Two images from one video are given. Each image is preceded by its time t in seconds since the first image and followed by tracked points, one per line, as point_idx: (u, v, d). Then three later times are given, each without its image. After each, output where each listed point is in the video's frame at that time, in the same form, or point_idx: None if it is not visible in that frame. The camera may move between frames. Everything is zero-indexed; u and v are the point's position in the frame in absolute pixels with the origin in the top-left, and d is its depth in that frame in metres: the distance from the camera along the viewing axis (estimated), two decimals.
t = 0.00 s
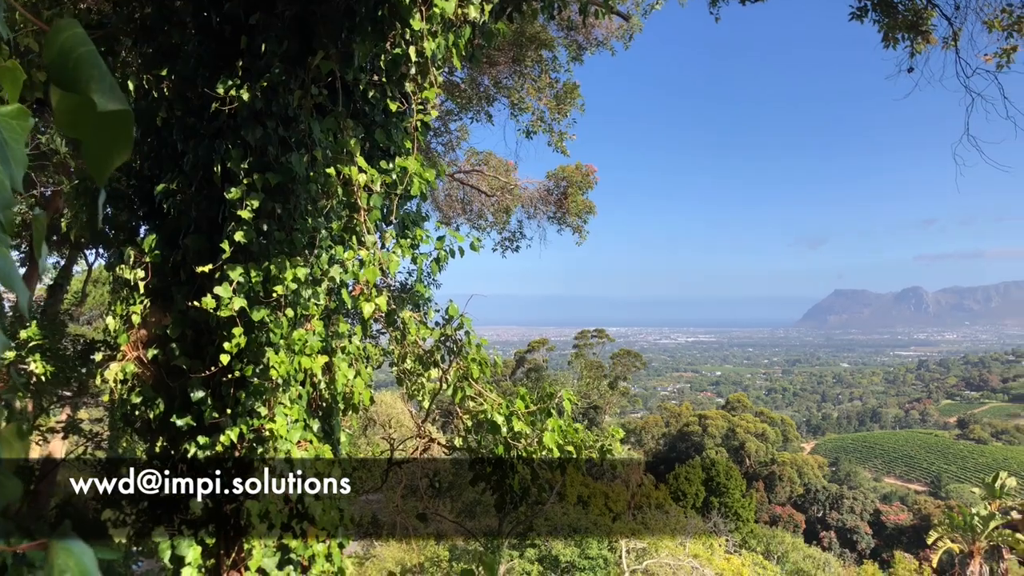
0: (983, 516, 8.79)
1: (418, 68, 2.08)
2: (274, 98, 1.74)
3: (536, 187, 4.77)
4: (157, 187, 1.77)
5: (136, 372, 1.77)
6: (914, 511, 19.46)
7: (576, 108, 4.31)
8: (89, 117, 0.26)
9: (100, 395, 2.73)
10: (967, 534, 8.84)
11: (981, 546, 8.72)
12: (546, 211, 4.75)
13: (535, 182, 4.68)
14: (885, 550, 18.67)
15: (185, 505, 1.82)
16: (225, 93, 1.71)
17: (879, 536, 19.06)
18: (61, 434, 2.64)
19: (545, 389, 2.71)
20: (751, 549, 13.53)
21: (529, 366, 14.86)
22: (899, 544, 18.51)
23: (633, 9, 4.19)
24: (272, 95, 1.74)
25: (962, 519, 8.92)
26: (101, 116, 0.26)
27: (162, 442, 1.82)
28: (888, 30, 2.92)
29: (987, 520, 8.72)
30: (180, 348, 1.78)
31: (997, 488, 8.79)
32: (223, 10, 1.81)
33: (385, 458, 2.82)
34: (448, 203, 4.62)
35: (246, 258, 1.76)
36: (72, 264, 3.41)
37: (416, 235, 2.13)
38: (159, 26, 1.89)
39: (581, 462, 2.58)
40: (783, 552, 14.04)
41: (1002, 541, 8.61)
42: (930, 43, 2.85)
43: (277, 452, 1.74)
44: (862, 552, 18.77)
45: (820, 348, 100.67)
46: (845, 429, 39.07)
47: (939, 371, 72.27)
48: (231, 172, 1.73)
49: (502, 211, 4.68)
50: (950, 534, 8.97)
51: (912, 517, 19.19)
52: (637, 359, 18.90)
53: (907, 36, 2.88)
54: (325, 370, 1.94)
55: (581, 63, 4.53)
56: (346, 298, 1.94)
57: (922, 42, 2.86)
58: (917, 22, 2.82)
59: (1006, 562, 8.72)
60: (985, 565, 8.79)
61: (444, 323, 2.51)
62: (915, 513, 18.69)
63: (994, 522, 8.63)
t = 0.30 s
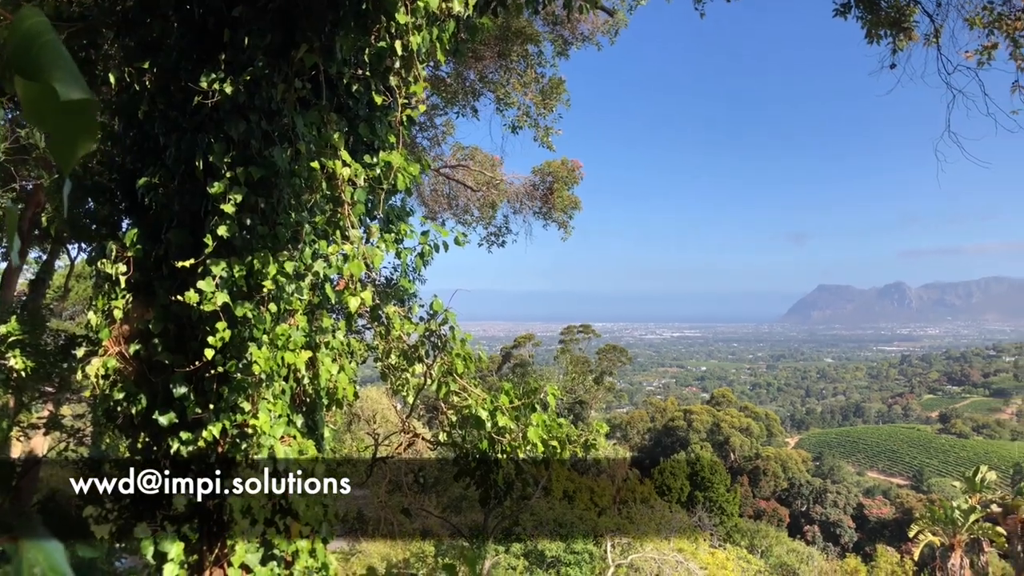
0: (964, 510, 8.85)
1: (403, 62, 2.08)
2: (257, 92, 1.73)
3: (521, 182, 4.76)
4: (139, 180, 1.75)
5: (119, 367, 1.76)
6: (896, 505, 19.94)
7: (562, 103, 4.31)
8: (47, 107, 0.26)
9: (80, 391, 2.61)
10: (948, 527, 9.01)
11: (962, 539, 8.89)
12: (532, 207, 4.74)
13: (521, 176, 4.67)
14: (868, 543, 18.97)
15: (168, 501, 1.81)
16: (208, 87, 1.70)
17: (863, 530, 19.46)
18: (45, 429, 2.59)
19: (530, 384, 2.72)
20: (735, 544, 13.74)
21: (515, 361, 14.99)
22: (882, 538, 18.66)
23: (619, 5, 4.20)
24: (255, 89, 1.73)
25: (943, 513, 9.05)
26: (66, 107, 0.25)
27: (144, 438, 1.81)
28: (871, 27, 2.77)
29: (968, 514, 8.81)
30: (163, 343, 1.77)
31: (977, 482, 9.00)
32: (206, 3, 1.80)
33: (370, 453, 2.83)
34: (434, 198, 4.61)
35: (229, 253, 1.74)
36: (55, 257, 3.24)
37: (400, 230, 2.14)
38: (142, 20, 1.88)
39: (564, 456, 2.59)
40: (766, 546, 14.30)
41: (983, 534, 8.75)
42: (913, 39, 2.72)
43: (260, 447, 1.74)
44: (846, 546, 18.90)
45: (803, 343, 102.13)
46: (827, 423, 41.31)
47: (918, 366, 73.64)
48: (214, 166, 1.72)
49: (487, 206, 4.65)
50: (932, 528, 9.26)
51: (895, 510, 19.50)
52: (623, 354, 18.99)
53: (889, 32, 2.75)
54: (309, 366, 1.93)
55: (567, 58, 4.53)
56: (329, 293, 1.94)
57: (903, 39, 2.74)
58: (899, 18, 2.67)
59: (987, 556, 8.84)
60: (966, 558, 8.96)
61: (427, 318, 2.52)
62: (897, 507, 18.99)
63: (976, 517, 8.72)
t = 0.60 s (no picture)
0: (947, 503, 8.84)
1: (388, 56, 2.08)
2: (241, 86, 1.72)
3: (509, 178, 4.76)
4: (123, 175, 1.73)
5: (102, 363, 1.73)
6: (880, 500, 20.41)
7: (550, 99, 4.31)
8: (14, 91, 0.25)
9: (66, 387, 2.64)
10: (931, 521, 8.91)
11: (945, 533, 8.82)
12: (520, 203, 4.75)
13: (508, 172, 4.68)
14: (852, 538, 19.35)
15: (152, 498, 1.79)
16: (191, 81, 1.68)
17: (848, 525, 19.84)
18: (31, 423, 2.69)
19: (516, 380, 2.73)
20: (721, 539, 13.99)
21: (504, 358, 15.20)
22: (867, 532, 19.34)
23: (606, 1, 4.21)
24: (240, 83, 1.72)
25: (927, 507, 8.98)
26: (29, 91, 0.25)
27: (128, 434, 1.79)
28: (858, 24, 2.59)
29: (951, 507, 8.81)
30: (147, 339, 1.75)
31: (958, 475, 9.07)
32: None
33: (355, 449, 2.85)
34: (421, 193, 4.60)
35: (214, 248, 1.72)
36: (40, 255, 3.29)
37: (386, 225, 2.14)
38: (126, 13, 1.86)
39: (549, 451, 2.60)
40: (753, 541, 14.56)
41: (965, 528, 8.76)
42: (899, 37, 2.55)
43: (245, 442, 1.73)
44: (829, 540, 19.29)
45: (787, 339, 103.40)
46: (812, 419, 42.93)
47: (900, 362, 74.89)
48: (198, 161, 1.70)
49: (475, 202, 4.66)
50: (915, 522, 9.10)
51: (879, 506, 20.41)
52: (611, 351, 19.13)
53: (876, 29, 2.56)
54: (294, 361, 1.93)
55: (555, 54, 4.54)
56: (315, 288, 1.94)
57: (890, 37, 2.55)
58: (886, 15, 2.50)
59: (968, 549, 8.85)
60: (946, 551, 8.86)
61: (414, 314, 2.52)
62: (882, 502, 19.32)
63: (958, 510, 8.69)
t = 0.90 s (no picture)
0: (927, 497, 8.78)
1: (369, 51, 2.08)
2: (221, 81, 1.72)
3: (493, 175, 4.77)
4: (102, 169, 1.72)
5: (81, 359, 1.72)
6: (862, 494, 20.72)
7: (534, 96, 4.32)
8: None
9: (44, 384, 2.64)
10: (912, 514, 8.83)
11: (926, 527, 8.71)
12: (504, 199, 4.76)
13: (492, 169, 4.68)
14: (835, 532, 19.62)
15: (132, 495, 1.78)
16: (171, 75, 1.67)
17: (831, 520, 20.06)
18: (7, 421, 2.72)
19: (499, 375, 2.74)
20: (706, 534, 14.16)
21: (489, 354, 15.27)
22: (849, 527, 19.55)
23: None
24: (220, 78, 1.71)
25: (907, 500, 8.91)
26: None
27: (107, 430, 1.78)
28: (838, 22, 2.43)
29: (931, 500, 8.74)
30: (127, 334, 1.74)
31: (937, 469, 9.01)
32: None
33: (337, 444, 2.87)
34: (405, 189, 4.58)
35: (194, 243, 1.71)
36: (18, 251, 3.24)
37: (368, 221, 2.14)
38: (102, 5, 1.85)
39: (532, 446, 2.60)
40: (736, 536, 14.76)
41: (945, 521, 8.76)
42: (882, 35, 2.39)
43: (226, 438, 1.72)
44: (813, 534, 19.47)
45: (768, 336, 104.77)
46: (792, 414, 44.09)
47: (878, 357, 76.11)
48: (178, 155, 1.69)
49: (459, 198, 4.65)
50: (896, 515, 9.07)
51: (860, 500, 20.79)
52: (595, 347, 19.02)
53: (858, 26, 2.39)
54: (275, 357, 1.93)
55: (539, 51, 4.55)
56: (296, 284, 1.94)
57: (873, 35, 2.39)
58: (868, 13, 2.35)
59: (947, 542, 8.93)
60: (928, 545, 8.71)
61: (396, 309, 2.53)
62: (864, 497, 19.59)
63: (937, 502, 8.65)
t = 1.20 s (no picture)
0: (909, 491, 9.02)
1: (351, 44, 2.06)
2: (202, 73, 1.69)
3: (479, 169, 4.76)
4: (82, 163, 1.71)
5: (61, 355, 1.70)
6: (845, 488, 21.00)
7: (520, 91, 4.31)
8: None
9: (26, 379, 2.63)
10: (894, 507, 8.99)
11: (908, 520, 8.84)
12: (490, 194, 4.75)
13: (478, 164, 4.67)
14: (819, 526, 19.89)
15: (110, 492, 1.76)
16: (151, 68, 1.66)
17: (815, 513, 20.29)
18: None
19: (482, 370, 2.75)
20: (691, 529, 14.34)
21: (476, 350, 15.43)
22: (833, 520, 19.81)
23: None
24: (201, 71, 1.70)
25: (890, 493, 9.09)
26: None
27: (88, 426, 1.77)
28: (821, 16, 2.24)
29: (913, 493, 8.97)
30: (107, 329, 1.72)
31: (921, 464, 9.52)
32: None
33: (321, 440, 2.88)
34: (390, 184, 4.55)
35: (174, 238, 1.70)
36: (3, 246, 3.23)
37: (351, 216, 2.14)
38: None
39: (516, 441, 2.62)
40: (720, 530, 14.96)
41: (927, 514, 8.89)
42: (865, 30, 2.19)
43: (209, 434, 1.69)
44: (797, 528, 19.66)
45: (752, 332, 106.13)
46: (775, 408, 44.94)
47: (860, 352, 77.45)
48: (158, 149, 1.67)
49: (445, 193, 4.63)
50: (878, 508, 9.16)
51: (844, 494, 21.13)
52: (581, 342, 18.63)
53: (842, 20, 2.21)
54: (257, 352, 1.92)
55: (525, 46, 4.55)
56: (278, 279, 1.93)
57: (857, 31, 2.22)
58: (851, 8, 2.17)
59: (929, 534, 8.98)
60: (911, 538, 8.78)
61: (381, 304, 2.53)
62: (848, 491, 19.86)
63: (920, 495, 8.87)
